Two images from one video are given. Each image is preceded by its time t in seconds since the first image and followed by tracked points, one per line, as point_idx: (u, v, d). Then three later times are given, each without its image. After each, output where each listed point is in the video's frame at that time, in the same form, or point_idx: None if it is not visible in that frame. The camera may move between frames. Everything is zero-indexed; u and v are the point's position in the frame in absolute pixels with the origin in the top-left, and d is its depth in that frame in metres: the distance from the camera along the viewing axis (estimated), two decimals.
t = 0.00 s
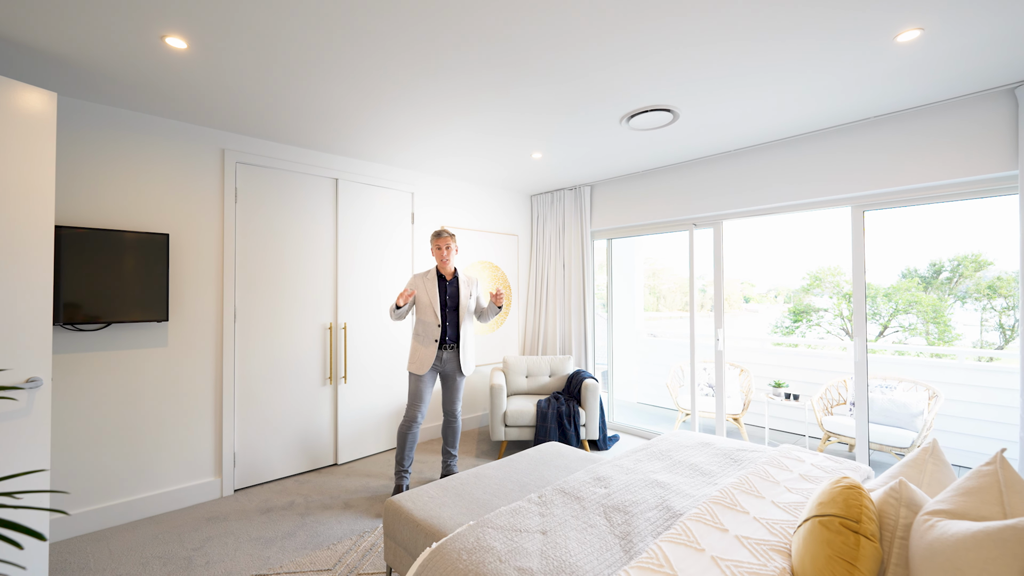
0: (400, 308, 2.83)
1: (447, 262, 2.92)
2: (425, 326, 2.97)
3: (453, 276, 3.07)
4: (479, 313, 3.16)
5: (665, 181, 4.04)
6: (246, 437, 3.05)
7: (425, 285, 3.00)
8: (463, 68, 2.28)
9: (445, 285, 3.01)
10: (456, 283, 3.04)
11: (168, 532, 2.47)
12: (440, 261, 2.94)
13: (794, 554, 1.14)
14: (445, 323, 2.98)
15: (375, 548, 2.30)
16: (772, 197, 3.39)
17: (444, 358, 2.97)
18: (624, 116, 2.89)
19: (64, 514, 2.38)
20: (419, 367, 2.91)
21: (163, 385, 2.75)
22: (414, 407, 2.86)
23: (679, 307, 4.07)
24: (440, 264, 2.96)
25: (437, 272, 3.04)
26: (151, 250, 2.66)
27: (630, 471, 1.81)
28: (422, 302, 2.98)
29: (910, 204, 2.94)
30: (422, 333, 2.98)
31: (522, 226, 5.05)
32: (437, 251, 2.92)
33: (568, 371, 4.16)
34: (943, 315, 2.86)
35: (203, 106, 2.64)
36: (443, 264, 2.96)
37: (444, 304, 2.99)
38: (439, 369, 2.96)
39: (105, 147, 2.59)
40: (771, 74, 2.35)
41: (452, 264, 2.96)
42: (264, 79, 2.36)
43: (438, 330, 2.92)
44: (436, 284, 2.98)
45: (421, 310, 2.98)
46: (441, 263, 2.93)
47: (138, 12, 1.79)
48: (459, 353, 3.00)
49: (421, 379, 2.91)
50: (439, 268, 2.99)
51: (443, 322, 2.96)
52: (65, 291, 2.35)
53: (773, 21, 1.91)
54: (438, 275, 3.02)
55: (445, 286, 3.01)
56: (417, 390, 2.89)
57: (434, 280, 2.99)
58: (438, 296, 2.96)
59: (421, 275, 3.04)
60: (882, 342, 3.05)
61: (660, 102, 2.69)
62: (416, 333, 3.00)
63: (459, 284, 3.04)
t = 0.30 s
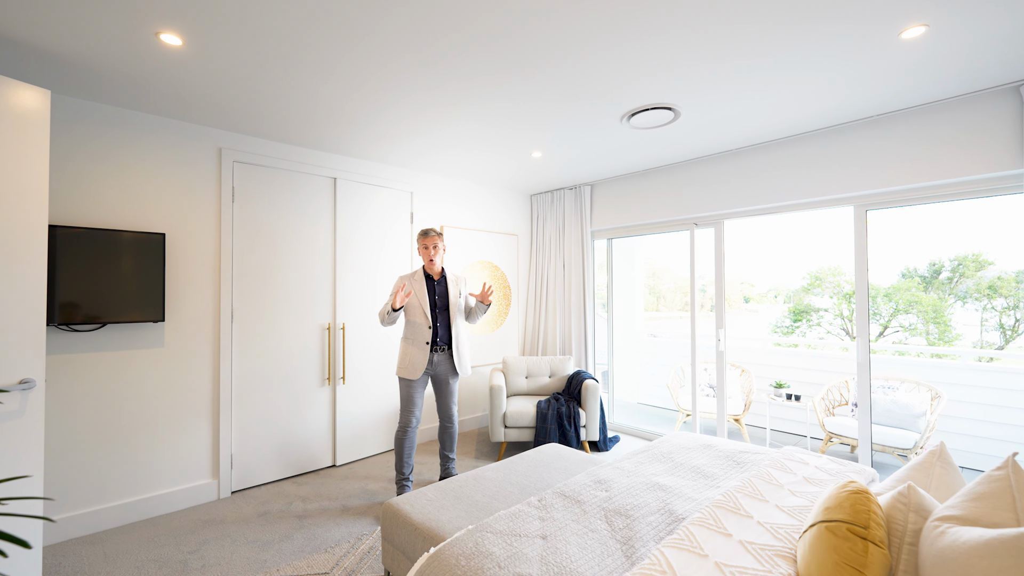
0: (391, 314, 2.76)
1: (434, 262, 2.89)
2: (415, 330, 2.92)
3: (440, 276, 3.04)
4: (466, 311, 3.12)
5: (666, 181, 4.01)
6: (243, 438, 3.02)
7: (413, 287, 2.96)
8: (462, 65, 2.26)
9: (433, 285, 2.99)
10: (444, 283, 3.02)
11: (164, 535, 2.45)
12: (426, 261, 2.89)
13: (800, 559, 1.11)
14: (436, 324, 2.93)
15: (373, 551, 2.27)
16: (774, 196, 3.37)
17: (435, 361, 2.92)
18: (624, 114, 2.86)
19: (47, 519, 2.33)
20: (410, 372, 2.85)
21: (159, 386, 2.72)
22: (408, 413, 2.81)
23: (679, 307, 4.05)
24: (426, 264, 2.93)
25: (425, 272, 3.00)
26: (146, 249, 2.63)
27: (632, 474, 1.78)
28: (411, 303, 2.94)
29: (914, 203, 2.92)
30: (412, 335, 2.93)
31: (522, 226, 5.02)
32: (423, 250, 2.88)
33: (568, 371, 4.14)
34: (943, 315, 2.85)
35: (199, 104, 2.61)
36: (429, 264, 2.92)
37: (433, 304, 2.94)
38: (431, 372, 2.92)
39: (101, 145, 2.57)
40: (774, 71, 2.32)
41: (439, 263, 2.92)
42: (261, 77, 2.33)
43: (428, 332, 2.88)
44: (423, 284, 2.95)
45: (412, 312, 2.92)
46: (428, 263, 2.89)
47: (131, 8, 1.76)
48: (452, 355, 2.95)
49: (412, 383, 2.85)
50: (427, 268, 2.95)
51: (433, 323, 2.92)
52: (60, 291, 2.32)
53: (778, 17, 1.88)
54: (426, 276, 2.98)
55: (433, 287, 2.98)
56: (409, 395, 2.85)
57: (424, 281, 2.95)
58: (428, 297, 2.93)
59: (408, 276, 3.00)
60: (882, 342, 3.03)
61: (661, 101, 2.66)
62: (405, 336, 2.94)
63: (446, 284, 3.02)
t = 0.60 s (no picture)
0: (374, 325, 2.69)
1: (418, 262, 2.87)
2: (401, 334, 2.84)
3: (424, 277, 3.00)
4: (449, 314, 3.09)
5: (666, 180, 3.99)
6: (240, 440, 2.99)
7: (396, 288, 2.89)
8: (461, 62, 2.23)
9: (417, 287, 2.95)
10: (428, 284, 2.99)
11: (160, 538, 2.42)
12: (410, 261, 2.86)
13: (806, 566, 1.08)
14: (421, 328, 2.89)
15: (371, 554, 2.25)
16: (775, 196, 3.34)
17: (419, 363, 2.87)
18: (625, 112, 2.83)
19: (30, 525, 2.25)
20: (393, 378, 2.80)
21: (155, 387, 2.69)
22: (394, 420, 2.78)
23: (680, 307, 4.02)
24: (411, 265, 2.88)
25: (408, 272, 2.95)
26: (142, 249, 2.60)
27: (633, 477, 1.76)
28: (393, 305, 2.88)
29: (916, 202, 2.88)
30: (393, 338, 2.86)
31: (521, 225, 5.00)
32: (408, 250, 2.84)
33: (568, 372, 4.11)
34: (943, 314, 2.82)
35: (194, 101, 2.58)
36: (413, 264, 2.89)
37: (418, 306, 2.91)
38: (416, 375, 2.87)
39: (95, 144, 2.54)
40: (776, 69, 2.30)
41: (423, 264, 2.91)
42: (257, 74, 2.30)
43: (413, 336, 2.82)
44: (407, 286, 2.89)
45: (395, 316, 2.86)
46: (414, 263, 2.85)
47: (124, 3, 1.73)
48: (437, 357, 2.91)
49: (395, 391, 2.80)
50: (409, 269, 2.91)
51: (418, 326, 2.87)
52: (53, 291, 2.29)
53: (781, 13, 1.85)
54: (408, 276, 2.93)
55: (416, 288, 2.94)
56: (395, 402, 2.80)
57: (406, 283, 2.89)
58: (412, 298, 2.89)
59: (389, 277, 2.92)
60: (882, 343, 3.00)
61: (663, 99, 2.64)
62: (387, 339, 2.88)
63: (429, 285, 2.99)
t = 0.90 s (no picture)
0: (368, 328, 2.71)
1: (408, 261, 2.85)
2: (393, 335, 2.80)
3: (416, 277, 2.99)
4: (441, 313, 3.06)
5: (667, 180, 3.97)
6: (237, 442, 2.97)
7: (388, 288, 2.88)
8: (459, 61, 2.20)
9: (408, 286, 2.93)
10: (420, 283, 2.98)
11: (156, 541, 2.40)
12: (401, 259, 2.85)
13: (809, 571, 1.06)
14: (414, 329, 2.86)
15: (369, 557, 2.23)
16: (776, 196, 3.32)
17: (413, 366, 2.85)
18: (625, 112, 2.81)
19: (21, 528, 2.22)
20: (388, 381, 2.77)
21: (151, 388, 2.67)
22: (389, 422, 2.76)
23: (680, 307, 4.00)
24: (402, 263, 2.88)
25: (399, 272, 2.95)
26: (138, 249, 2.58)
27: (634, 479, 1.74)
28: (384, 305, 2.86)
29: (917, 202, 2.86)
30: (386, 339, 2.83)
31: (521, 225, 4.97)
32: (400, 249, 2.83)
33: (568, 372, 4.09)
34: (943, 314, 2.79)
35: (190, 100, 2.55)
36: (405, 263, 2.88)
37: (409, 306, 2.88)
38: (410, 378, 2.85)
39: (90, 143, 2.51)
40: (778, 68, 2.27)
41: (414, 263, 2.89)
42: (253, 72, 2.27)
43: (407, 338, 2.79)
44: (399, 286, 2.88)
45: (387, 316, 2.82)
46: (406, 263, 2.84)
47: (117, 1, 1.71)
48: (430, 360, 2.89)
49: (390, 394, 2.78)
50: (400, 268, 2.90)
51: (411, 327, 2.85)
52: (49, 292, 2.27)
53: (784, 11, 1.82)
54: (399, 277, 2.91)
55: (407, 287, 2.93)
56: (390, 404, 2.78)
57: (398, 284, 2.88)
58: (404, 298, 2.87)
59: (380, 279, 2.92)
60: (882, 343, 2.99)
61: (663, 98, 2.61)
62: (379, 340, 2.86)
63: (421, 284, 2.98)
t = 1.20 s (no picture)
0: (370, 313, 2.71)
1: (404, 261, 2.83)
2: (393, 335, 2.80)
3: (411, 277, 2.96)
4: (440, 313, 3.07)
5: (667, 179, 3.95)
6: (235, 443, 2.96)
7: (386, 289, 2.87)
8: (457, 59, 2.19)
9: (405, 287, 2.92)
10: (416, 283, 2.97)
11: (152, 542, 2.38)
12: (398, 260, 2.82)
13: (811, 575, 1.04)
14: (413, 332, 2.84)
15: (367, 559, 2.22)
16: (776, 196, 3.31)
17: (411, 368, 2.84)
18: (624, 111, 2.80)
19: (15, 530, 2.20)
20: (386, 382, 2.75)
21: (148, 389, 2.66)
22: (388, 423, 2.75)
23: (680, 308, 3.99)
24: (398, 264, 2.85)
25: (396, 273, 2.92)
26: (136, 249, 2.56)
27: (633, 481, 1.72)
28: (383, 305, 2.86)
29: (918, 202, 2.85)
30: (385, 340, 2.83)
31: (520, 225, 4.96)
32: (396, 250, 2.80)
33: (567, 372, 4.08)
34: (943, 314, 2.78)
35: (187, 98, 2.54)
36: (400, 264, 2.85)
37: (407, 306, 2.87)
38: (408, 380, 2.85)
39: (86, 142, 2.50)
40: (778, 67, 2.26)
41: (408, 264, 2.86)
42: (250, 70, 2.26)
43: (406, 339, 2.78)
44: (395, 287, 2.87)
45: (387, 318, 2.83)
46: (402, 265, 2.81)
47: None
48: (429, 363, 2.87)
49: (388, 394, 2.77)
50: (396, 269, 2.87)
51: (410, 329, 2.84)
52: (46, 292, 2.26)
53: (784, 9, 1.81)
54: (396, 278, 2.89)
55: (404, 288, 2.91)
56: (388, 404, 2.77)
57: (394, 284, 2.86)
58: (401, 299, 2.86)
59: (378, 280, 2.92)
60: (882, 343, 2.97)
61: (663, 97, 2.60)
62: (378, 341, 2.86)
63: (417, 284, 2.97)
